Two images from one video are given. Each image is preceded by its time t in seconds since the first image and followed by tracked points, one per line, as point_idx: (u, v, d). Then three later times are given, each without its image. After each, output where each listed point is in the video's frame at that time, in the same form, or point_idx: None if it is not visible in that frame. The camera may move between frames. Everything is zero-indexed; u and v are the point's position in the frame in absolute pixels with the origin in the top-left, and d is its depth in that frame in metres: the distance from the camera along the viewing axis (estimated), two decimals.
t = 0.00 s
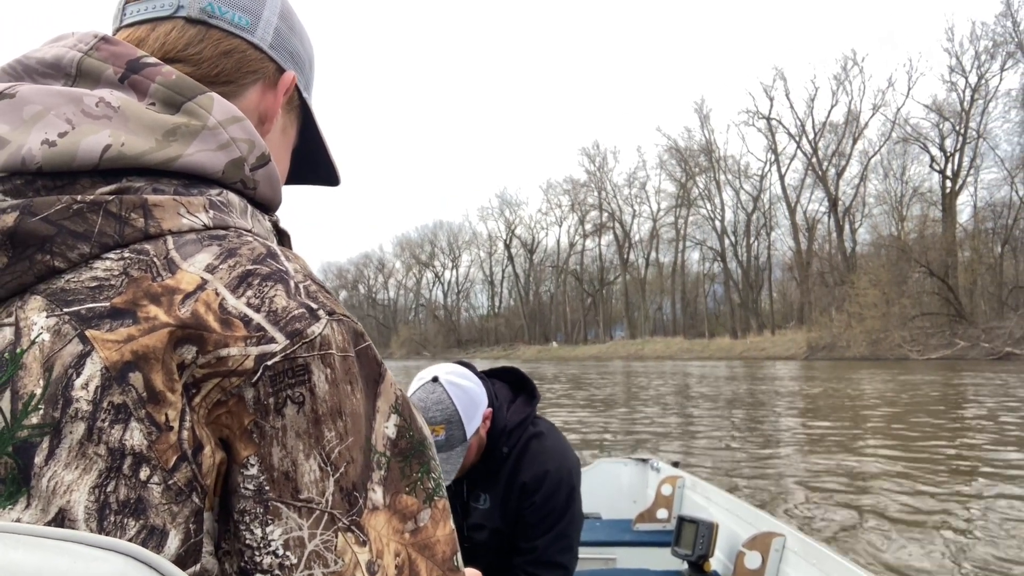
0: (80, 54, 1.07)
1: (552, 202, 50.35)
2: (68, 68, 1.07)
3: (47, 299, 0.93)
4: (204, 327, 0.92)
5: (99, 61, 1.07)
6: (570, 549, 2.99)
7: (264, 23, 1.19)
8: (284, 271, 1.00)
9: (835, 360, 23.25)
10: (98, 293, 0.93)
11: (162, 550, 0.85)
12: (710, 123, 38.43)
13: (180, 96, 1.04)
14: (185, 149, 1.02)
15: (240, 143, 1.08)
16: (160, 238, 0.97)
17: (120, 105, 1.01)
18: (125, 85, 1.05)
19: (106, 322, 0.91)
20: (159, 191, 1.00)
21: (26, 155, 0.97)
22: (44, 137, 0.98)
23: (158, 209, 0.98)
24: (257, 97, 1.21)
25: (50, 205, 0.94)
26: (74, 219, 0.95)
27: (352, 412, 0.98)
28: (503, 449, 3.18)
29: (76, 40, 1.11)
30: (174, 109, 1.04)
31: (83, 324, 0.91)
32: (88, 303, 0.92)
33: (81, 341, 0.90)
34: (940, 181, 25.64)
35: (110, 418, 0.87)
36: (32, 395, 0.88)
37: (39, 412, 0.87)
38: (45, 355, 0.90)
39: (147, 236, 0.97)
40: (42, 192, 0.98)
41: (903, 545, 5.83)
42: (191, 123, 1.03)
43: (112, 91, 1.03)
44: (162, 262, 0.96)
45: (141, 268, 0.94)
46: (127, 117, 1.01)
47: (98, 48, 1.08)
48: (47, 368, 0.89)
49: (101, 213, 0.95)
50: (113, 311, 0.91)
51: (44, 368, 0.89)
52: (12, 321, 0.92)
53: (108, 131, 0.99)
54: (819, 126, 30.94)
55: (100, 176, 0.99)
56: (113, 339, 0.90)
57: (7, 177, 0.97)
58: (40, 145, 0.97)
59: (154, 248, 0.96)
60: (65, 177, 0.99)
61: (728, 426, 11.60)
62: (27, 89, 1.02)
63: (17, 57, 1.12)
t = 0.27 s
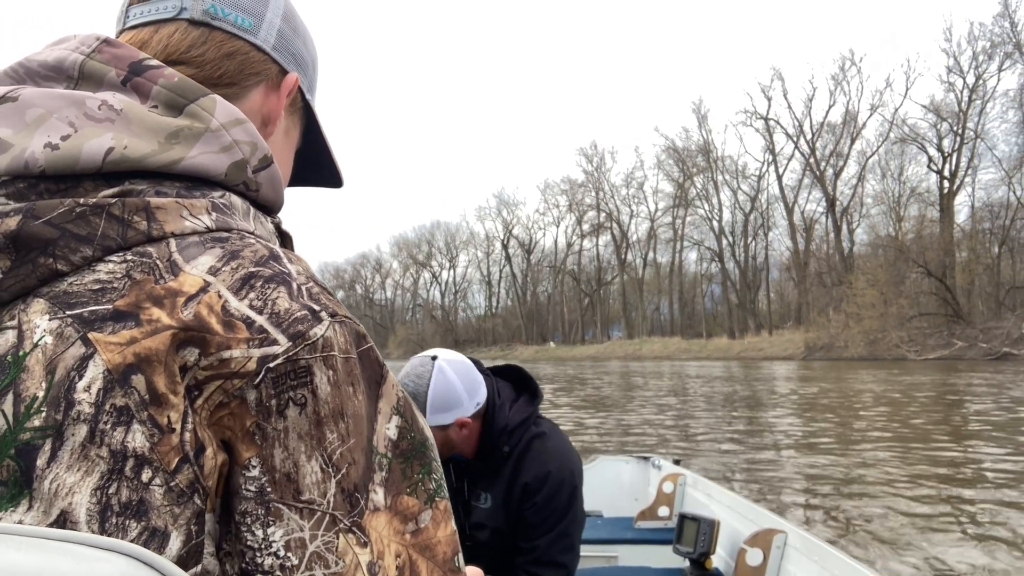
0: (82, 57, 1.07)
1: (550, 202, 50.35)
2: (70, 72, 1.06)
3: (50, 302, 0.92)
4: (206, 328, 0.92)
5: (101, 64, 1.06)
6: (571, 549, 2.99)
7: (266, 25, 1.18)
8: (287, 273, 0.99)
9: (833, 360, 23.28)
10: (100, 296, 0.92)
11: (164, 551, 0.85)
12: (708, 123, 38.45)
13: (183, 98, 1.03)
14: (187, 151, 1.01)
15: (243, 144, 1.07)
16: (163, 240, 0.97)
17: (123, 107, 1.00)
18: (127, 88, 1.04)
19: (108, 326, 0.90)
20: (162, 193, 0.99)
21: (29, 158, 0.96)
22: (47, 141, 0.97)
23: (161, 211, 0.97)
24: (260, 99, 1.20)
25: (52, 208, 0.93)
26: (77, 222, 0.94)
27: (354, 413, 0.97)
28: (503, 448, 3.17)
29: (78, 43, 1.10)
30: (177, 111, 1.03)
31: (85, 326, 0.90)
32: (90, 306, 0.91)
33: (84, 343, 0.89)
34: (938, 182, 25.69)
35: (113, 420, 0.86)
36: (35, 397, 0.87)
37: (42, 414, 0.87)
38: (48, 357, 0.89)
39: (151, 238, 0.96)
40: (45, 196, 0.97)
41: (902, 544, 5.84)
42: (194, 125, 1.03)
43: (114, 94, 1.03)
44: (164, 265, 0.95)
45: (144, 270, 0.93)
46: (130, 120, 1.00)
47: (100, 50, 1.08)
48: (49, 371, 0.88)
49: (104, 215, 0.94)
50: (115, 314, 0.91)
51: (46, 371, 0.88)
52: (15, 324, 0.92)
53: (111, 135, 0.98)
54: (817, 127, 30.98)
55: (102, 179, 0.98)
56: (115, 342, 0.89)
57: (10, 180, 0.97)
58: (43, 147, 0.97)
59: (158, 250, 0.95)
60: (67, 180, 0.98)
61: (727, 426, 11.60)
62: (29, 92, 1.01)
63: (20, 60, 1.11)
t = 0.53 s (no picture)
0: (71, 55, 1.05)
1: (547, 203, 50.30)
2: (59, 71, 1.05)
3: (41, 299, 0.91)
4: (197, 325, 0.90)
5: (91, 61, 1.05)
6: (566, 546, 2.99)
7: (255, 21, 1.17)
8: (276, 269, 0.98)
9: (830, 360, 23.28)
10: (90, 293, 0.91)
11: (157, 547, 0.83)
12: (706, 123, 38.43)
13: (172, 94, 1.02)
14: (176, 148, 1.00)
15: (233, 141, 1.06)
16: (153, 237, 0.95)
17: (112, 105, 0.99)
18: (117, 85, 1.03)
19: (99, 322, 0.89)
20: (151, 189, 0.98)
21: (18, 155, 0.95)
22: (36, 139, 0.96)
23: (151, 208, 0.96)
24: (250, 95, 1.19)
25: (41, 205, 0.92)
26: (68, 219, 0.93)
27: (345, 410, 0.96)
28: (497, 444, 3.17)
29: (68, 40, 1.09)
30: (166, 108, 1.02)
31: (76, 323, 0.89)
32: (80, 304, 0.90)
33: (75, 341, 0.88)
34: (936, 182, 25.71)
35: (103, 417, 0.85)
36: (25, 395, 0.86)
37: (34, 411, 0.85)
38: (39, 355, 0.88)
39: (141, 235, 0.95)
40: (34, 192, 0.96)
41: (900, 544, 5.83)
42: (183, 123, 1.02)
43: (104, 91, 1.01)
44: (154, 261, 0.93)
45: (134, 267, 0.92)
46: (119, 116, 0.99)
47: (89, 49, 1.06)
48: (39, 368, 0.87)
49: (93, 212, 0.93)
50: (106, 310, 0.89)
51: (37, 369, 0.87)
52: (5, 321, 0.90)
53: (100, 132, 0.97)
54: (815, 127, 30.99)
55: (92, 175, 0.97)
56: (106, 339, 0.88)
57: None
58: (32, 146, 0.96)
59: (148, 248, 0.94)
60: (57, 177, 0.97)
61: (723, 426, 11.61)
62: (19, 90, 1.00)
63: (8, 58, 1.10)
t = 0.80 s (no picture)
0: (71, 54, 1.05)
1: (545, 202, 50.28)
2: (58, 68, 1.04)
3: (42, 302, 0.90)
4: (200, 327, 0.90)
5: (90, 60, 1.04)
6: (565, 545, 2.99)
7: (252, 17, 1.16)
8: (279, 269, 0.97)
9: (828, 360, 23.32)
10: (92, 296, 0.90)
11: (161, 550, 0.83)
12: (704, 123, 38.43)
13: (171, 94, 1.01)
14: (178, 147, 0.99)
15: (233, 140, 1.05)
16: (154, 238, 0.95)
17: (111, 105, 0.98)
18: (116, 84, 1.02)
19: (101, 324, 0.88)
20: (151, 190, 0.97)
21: (19, 155, 0.94)
22: (36, 138, 0.95)
23: (152, 208, 0.95)
24: (248, 91, 1.18)
25: (42, 207, 0.91)
26: (68, 220, 0.92)
27: (349, 412, 0.95)
28: (496, 444, 3.17)
29: (67, 40, 1.08)
30: (165, 108, 1.01)
31: (78, 326, 0.88)
32: (82, 306, 0.89)
33: (78, 342, 0.87)
34: (933, 183, 25.76)
35: (107, 420, 0.85)
36: (29, 397, 0.86)
37: (38, 414, 0.85)
38: (42, 358, 0.87)
39: (141, 237, 0.94)
40: (34, 193, 0.95)
41: (899, 545, 5.84)
42: (183, 122, 1.01)
43: (103, 91, 1.00)
44: (156, 262, 0.93)
45: (135, 268, 0.91)
46: (119, 116, 0.98)
47: (88, 48, 1.05)
48: (41, 371, 0.87)
49: (94, 214, 0.93)
50: (107, 313, 0.89)
51: (40, 370, 0.87)
52: (7, 324, 0.90)
53: (99, 131, 0.96)
54: (812, 127, 31.02)
55: (92, 176, 0.96)
56: (108, 342, 0.88)
57: None
58: (32, 147, 0.95)
59: (148, 249, 0.93)
60: (57, 177, 0.96)
61: (721, 426, 11.62)
62: (18, 89, 0.99)
63: (6, 57, 1.09)
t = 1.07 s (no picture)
0: (74, 56, 1.04)
1: (542, 202, 50.26)
2: (61, 71, 1.04)
3: (43, 303, 0.89)
4: (202, 328, 0.89)
5: (93, 62, 1.03)
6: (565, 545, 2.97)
7: (253, 18, 1.15)
8: (281, 273, 0.96)
9: (826, 360, 23.35)
10: (94, 297, 0.89)
11: (160, 552, 0.82)
12: (701, 123, 38.41)
13: (174, 96, 1.00)
14: (180, 150, 0.98)
15: (236, 143, 1.04)
16: (156, 241, 0.94)
17: (115, 107, 0.97)
18: (119, 86, 1.01)
19: (102, 327, 0.87)
20: (154, 192, 0.96)
21: (22, 159, 0.94)
22: (39, 140, 0.94)
23: (154, 212, 0.94)
24: (249, 92, 1.17)
25: (44, 209, 0.90)
26: (71, 223, 0.91)
27: (350, 414, 0.94)
28: (496, 445, 3.15)
29: (69, 41, 1.07)
30: (168, 109, 1.00)
31: (79, 328, 0.87)
32: (85, 307, 0.88)
33: (79, 346, 0.87)
34: (931, 183, 25.79)
35: (108, 422, 0.84)
36: (30, 399, 0.85)
37: (38, 416, 0.84)
38: (43, 360, 0.86)
39: (143, 239, 0.93)
40: (37, 196, 0.95)
41: (898, 545, 5.85)
42: (186, 123, 1.00)
43: (106, 94, 1.00)
44: (158, 264, 0.92)
45: (137, 271, 0.91)
46: (122, 119, 0.97)
47: (92, 49, 1.05)
48: (43, 373, 0.86)
49: (96, 216, 0.92)
50: (110, 314, 0.88)
51: (41, 372, 0.86)
52: (8, 325, 0.89)
53: (102, 135, 0.95)
54: (810, 127, 31.03)
55: (95, 178, 0.95)
56: (109, 344, 0.87)
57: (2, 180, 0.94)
58: (35, 148, 0.94)
59: (151, 251, 0.92)
60: (61, 180, 0.95)
61: (719, 426, 11.63)
62: (20, 92, 0.98)
63: (8, 59, 1.08)
